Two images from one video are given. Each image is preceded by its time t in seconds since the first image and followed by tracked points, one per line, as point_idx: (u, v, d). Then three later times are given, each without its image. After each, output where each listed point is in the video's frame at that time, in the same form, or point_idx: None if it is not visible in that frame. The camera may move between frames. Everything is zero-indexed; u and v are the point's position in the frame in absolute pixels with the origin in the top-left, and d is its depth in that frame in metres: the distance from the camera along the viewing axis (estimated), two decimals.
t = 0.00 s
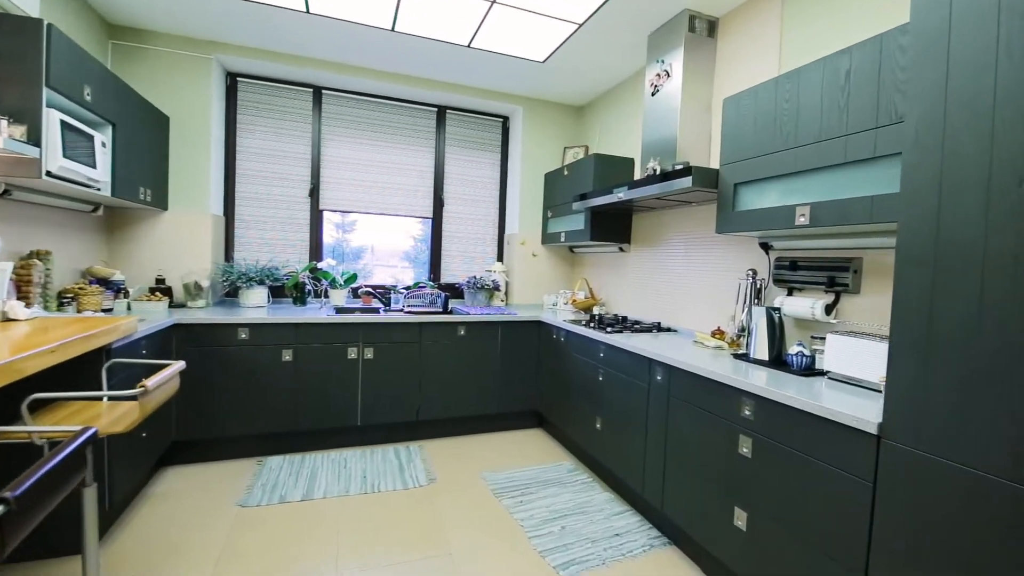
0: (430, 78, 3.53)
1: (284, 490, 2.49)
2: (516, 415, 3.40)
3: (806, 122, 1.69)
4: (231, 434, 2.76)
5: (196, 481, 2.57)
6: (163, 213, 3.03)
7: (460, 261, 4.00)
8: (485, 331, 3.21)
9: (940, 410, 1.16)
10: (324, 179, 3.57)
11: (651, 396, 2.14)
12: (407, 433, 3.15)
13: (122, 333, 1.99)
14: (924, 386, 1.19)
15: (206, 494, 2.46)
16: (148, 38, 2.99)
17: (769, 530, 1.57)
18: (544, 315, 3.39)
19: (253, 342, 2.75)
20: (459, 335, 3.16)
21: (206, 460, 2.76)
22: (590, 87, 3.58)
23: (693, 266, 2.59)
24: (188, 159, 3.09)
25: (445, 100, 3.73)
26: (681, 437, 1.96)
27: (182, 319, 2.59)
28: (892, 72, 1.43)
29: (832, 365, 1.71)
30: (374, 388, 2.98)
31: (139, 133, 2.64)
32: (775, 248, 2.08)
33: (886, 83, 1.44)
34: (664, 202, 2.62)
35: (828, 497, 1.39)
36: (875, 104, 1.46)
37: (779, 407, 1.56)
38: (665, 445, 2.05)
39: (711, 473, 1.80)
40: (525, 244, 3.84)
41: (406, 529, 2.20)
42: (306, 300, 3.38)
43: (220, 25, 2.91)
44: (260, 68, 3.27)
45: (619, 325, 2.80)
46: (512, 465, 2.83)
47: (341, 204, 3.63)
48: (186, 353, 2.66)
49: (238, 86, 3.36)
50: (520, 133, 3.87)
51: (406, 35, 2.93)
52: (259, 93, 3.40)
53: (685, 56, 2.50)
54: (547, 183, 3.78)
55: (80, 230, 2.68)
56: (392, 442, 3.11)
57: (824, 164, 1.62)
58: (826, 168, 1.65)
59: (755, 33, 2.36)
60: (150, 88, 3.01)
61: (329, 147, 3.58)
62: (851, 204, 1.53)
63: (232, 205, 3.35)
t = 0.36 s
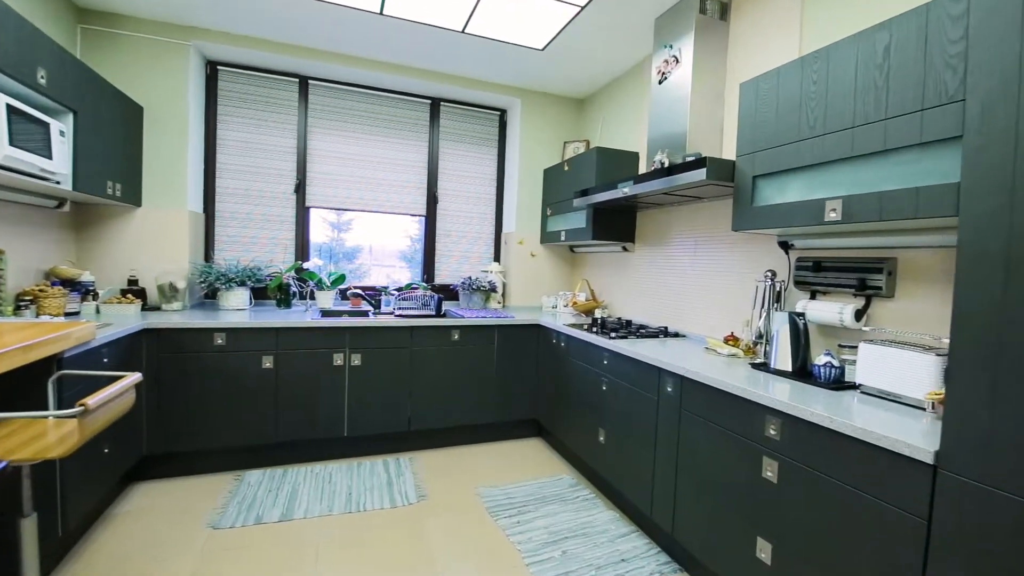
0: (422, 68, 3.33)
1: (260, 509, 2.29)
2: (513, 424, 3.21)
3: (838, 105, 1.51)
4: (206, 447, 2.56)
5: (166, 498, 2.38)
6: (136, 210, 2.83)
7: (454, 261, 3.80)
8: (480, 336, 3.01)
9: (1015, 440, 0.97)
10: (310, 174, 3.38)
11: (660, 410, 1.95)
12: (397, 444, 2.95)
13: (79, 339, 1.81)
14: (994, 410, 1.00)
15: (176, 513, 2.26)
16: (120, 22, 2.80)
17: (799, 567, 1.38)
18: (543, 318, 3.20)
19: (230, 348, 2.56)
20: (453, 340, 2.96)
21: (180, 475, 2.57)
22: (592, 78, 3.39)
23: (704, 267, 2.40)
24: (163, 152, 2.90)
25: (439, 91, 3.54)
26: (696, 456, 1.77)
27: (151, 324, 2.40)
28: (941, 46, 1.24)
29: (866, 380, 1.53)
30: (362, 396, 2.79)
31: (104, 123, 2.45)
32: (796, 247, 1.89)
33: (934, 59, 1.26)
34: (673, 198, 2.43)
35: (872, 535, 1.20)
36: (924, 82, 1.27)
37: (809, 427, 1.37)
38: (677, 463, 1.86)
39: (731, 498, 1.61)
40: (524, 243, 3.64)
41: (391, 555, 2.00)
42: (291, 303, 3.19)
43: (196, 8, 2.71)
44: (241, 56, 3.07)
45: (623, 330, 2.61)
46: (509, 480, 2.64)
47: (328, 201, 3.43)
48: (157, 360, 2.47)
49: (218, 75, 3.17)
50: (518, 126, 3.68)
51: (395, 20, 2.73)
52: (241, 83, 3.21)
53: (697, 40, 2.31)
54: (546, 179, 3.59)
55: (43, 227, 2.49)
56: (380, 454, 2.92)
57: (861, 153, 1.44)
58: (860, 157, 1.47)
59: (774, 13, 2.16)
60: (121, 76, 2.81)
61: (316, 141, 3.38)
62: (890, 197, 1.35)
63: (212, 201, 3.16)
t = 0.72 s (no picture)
0: (411, 55, 3.13)
1: (231, 532, 2.08)
2: (508, 433, 3.01)
3: (875, 80, 1.32)
4: (175, 461, 2.36)
5: (129, 518, 2.17)
6: (101, 205, 2.62)
7: (447, 260, 3.60)
8: (473, 340, 2.81)
9: None
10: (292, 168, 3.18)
11: (671, 424, 1.76)
12: (384, 456, 2.75)
13: (17, 347, 1.60)
14: None
15: (137, 536, 2.06)
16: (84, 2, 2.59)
17: None
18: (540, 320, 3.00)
19: (200, 354, 2.36)
20: (444, 344, 2.76)
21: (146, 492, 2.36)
22: (592, 66, 3.19)
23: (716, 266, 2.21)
24: (132, 142, 2.69)
25: (430, 80, 3.34)
26: (713, 477, 1.57)
27: (112, 328, 2.19)
28: (1006, 6, 1.06)
29: (908, 394, 1.35)
30: (345, 405, 2.59)
31: (62, 108, 2.24)
32: (820, 243, 1.71)
33: (996, 23, 1.07)
34: (681, 191, 2.24)
35: None
36: (986, 48, 1.08)
37: (849, 450, 1.19)
38: (691, 484, 1.66)
39: (754, 526, 1.42)
40: (520, 241, 3.44)
41: None
42: (271, 304, 2.98)
43: None
44: (217, 40, 2.87)
45: (627, 333, 2.42)
46: (504, 497, 2.44)
47: (312, 196, 3.23)
48: (120, 368, 2.27)
49: (192, 61, 2.96)
50: (513, 118, 3.48)
51: None
52: (217, 70, 3.00)
53: (707, 19, 2.12)
54: (544, 173, 3.40)
55: None
56: (366, 467, 2.72)
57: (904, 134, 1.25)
58: (903, 139, 1.28)
59: None
60: (85, 60, 2.60)
61: (298, 133, 3.18)
62: (943, 183, 1.16)
63: (186, 196, 2.96)
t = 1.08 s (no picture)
0: (401, 39, 2.92)
1: (193, 560, 1.87)
2: (503, 445, 2.80)
3: (929, 46, 1.12)
4: (138, 478, 2.15)
5: (82, 543, 1.96)
6: (61, 198, 2.41)
7: (439, 260, 3.39)
8: (465, 345, 2.61)
9: None
10: (272, 160, 2.97)
11: (685, 443, 1.55)
12: (368, 471, 2.54)
13: None
14: None
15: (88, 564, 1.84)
16: None
17: None
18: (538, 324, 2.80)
19: (165, 362, 2.15)
20: (433, 350, 2.55)
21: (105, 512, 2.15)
22: (593, 53, 2.99)
23: (732, 266, 2.01)
24: (95, 130, 2.47)
25: (420, 67, 3.13)
26: (735, 507, 1.36)
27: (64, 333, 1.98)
28: None
29: (968, 415, 1.15)
30: (325, 417, 2.38)
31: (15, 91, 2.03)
32: (854, 239, 1.51)
33: None
34: (692, 182, 2.04)
35: None
36: None
37: (903, 485, 0.98)
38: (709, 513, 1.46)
39: (786, 568, 1.21)
40: (516, 239, 3.23)
41: None
42: (249, 306, 2.77)
43: None
44: (189, 22, 2.65)
45: (633, 339, 2.21)
46: (498, 517, 2.23)
47: (294, 191, 3.03)
48: (75, 377, 2.06)
49: (164, 45, 2.74)
50: (509, 108, 3.28)
51: None
52: (191, 54, 2.79)
53: None
54: (542, 167, 3.19)
55: None
56: (348, 483, 2.51)
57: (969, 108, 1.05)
58: (967, 115, 1.08)
59: None
60: (43, 40, 2.37)
61: (279, 123, 2.97)
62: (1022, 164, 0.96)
63: (157, 190, 2.75)
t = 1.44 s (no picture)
0: (396, 28, 2.77)
1: None
2: (504, 457, 2.64)
3: (994, 16, 0.97)
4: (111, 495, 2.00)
5: (45, 568, 1.80)
6: (32, 195, 2.25)
7: (436, 261, 3.23)
8: (463, 351, 2.45)
9: None
10: (260, 156, 2.82)
11: (705, 464, 1.39)
12: (360, 485, 2.39)
13: None
14: None
15: None
16: None
17: None
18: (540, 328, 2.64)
19: (140, 371, 2.00)
20: (429, 357, 2.39)
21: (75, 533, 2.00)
22: (599, 43, 2.84)
23: (752, 267, 1.85)
24: (69, 121, 2.31)
25: (417, 58, 2.98)
26: (765, 540, 1.20)
27: (26, 339, 1.83)
28: None
29: None
30: (312, 428, 2.22)
31: None
32: (893, 238, 1.35)
33: None
34: (708, 177, 1.88)
35: None
36: None
37: (977, 530, 0.82)
38: (733, 545, 1.30)
39: None
40: (517, 238, 3.08)
41: None
42: (234, 309, 2.63)
43: None
44: (171, 9, 2.50)
45: (643, 345, 2.06)
46: (498, 537, 2.06)
47: (284, 188, 2.88)
48: (41, 388, 1.90)
49: (145, 34, 2.60)
50: (510, 102, 3.12)
51: None
52: (175, 44, 2.64)
53: None
54: (544, 163, 3.04)
55: None
56: (338, 499, 2.35)
57: None
58: None
59: None
60: (10, 25, 2.21)
61: (267, 116, 2.82)
62: None
63: (138, 186, 2.60)
